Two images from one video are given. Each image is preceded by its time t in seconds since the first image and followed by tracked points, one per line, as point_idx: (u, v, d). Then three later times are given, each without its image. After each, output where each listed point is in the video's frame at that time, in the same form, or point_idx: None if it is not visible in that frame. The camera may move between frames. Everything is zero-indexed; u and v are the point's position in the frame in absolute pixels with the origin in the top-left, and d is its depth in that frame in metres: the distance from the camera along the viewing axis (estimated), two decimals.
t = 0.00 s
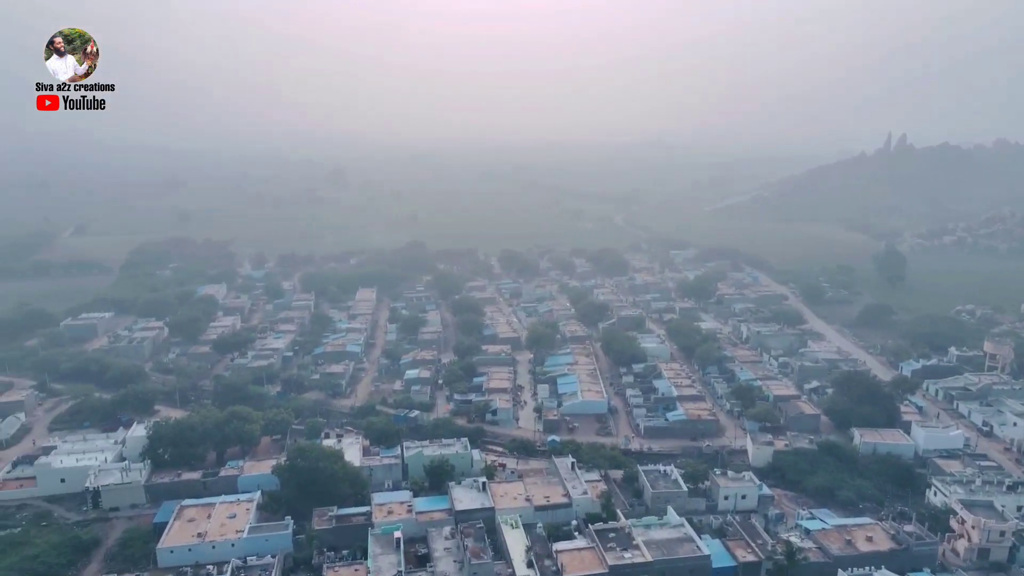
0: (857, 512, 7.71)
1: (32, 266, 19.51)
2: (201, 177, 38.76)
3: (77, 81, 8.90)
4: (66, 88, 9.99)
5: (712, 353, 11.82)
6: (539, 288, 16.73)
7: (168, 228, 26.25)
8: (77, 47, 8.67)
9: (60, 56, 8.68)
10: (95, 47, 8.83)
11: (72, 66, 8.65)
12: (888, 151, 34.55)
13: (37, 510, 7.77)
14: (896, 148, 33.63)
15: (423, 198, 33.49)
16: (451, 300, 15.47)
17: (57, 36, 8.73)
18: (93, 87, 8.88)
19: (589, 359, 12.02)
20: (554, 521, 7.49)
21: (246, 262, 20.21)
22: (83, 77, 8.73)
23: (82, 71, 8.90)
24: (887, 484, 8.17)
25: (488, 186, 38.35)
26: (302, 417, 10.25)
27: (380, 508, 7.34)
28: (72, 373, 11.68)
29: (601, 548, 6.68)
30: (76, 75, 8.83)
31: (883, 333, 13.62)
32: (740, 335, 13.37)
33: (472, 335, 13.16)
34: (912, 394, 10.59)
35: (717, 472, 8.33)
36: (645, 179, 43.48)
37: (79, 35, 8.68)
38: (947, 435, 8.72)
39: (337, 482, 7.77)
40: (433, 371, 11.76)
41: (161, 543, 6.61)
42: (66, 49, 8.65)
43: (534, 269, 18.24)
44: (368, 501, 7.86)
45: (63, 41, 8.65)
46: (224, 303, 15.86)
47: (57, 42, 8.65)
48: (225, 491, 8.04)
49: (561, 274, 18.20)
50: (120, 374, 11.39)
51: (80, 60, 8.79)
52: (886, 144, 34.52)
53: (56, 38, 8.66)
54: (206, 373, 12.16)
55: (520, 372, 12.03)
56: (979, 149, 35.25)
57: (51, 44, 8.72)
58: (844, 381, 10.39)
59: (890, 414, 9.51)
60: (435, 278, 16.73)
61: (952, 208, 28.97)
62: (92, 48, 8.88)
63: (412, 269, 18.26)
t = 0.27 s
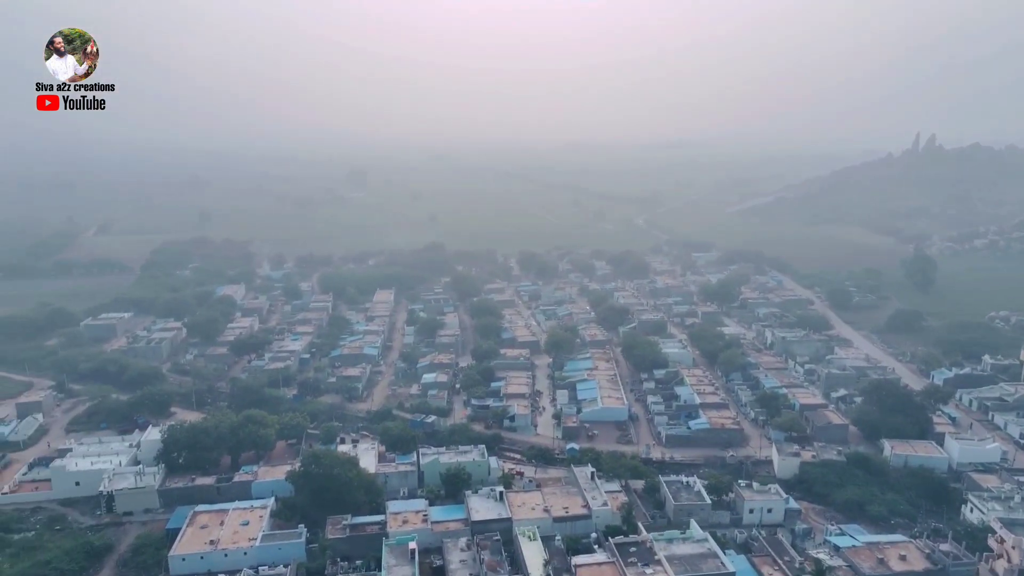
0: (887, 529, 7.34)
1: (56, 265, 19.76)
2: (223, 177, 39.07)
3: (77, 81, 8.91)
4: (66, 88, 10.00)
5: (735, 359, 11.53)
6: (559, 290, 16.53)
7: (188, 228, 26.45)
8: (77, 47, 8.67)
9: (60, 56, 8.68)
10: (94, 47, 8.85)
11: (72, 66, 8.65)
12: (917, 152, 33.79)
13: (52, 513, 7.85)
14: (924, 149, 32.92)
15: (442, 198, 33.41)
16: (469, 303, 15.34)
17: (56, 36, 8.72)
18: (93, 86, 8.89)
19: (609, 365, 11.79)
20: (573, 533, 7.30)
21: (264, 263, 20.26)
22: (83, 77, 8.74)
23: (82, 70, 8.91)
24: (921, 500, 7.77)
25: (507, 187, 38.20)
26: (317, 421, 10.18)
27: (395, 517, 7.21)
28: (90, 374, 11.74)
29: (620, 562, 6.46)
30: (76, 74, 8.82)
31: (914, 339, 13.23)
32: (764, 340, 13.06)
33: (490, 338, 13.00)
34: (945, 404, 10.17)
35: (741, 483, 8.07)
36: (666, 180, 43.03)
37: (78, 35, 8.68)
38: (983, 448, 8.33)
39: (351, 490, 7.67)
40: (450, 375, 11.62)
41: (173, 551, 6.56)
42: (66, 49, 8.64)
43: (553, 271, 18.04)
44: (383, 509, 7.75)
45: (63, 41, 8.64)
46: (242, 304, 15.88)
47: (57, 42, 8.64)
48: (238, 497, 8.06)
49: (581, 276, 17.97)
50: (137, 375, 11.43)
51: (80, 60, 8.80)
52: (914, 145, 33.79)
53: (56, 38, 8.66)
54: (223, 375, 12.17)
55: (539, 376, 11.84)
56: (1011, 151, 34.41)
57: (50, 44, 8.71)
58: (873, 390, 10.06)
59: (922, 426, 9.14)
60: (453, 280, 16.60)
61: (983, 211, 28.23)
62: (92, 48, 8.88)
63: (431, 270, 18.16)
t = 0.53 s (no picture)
0: (897, 541, 7.12)
1: (52, 266, 19.54)
2: (222, 176, 38.86)
3: (77, 82, 8.68)
4: (66, 88, 9.76)
5: (740, 363, 11.34)
6: (560, 293, 16.35)
7: (186, 228, 26.24)
8: (77, 47, 8.44)
9: (59, 56, 8.44)
10: (95, 47, 8.61)
11: (72, 66, 8.42)
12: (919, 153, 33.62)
13: (42, 523, 7.71)
14: (927, 149, 32.77)
15: (442, 198, 33.23)
16: (469, 306, 15.17)
17: (56, 35, 8.48)
18: (93, 87, 8.65)
19: (611, 369, 11.61)
20: (575, 544, 7.12)
21: (262, 264, 20.08)
22: (83, 78, 8.50)
23: (82, 71, 8.68)
24: (931, 509, 7.58)
25: (508, 187, 38.03)
26: (314, 427, 10.11)
27: (392, 528, 7.02)
28: (84, 378, 11.54)
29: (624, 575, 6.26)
30: (76, 75, 8.57)
31: (920, 344, 13.06)
32: (768, 344, 12.88)
33: (490, 342, 12.81)
34: (954, 409, 9.98)
35: (746, 492, 7.87)
36: (667, 180, 42.85)
37: (78, 36, 8.43)
38: (995, 455, 8.13)
39: (348, 500, 7.49)
40: (450, 380, 11.44)
41: (163, 564, 6.39)
42: (66, 49, 8.40)
43: (554, 273, 17.86)
44: (380, 519, 7.58)
45: (64, 41, 8.40)
46: (239, 306, 15.69)
47: (56, 42, 8.40)
48: (231, 506, 7.90)
49: (582, 279, 17.79)
50: (132, 380, 11.26)
51: (80, 60, 8.56)
52: (917, 145, 33.64)
53: (56, 38, 8.42)
54: (218, 379, 12.00)
55: (540, 381, 11.66)
56: (1013, 151, 34.27)
57: (50, 44, 8.48)
58: (881, 396, 9.86)
59: (932, 433, 8.91)
60: (453, 282, 16.42)
61: (987, 212, 28.06)
62: (93, 49, 8.64)
63: (430, 272, 17.99)
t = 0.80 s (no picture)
0: (906, 552, 6.94)
1: (46, 268, 19.32)
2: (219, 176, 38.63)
3: (77, 82, 8.54)
4: (67, 88, 9.62)
5: (742, 367, 11.18)
6: (559, 295, 16.18)
7: (183, 230, 26.05)
8: (77, 47, 8.29)
9: (59, 56, 8.30)
10: (95, 47, 8.46)
11: (72, 66, 8.27)
12: (920, 153, 33.51)
13: (29, 534, 7.53)
14: (928, 149, 32.65)
15: (441, 199, 33.04)
16: (468, 308, 15.00)
17: (57, 35, 8.35)
18: (93, 88, 8.50)
19: (611, 373, 11.44)
20: (576, 556, 6.94)
21: (259, 266, 19.90)
22: (83, 78, 8.35)
23: (82, 71, 8.53)
24: (940, 519, 7.41)
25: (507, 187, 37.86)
26: (309, 434, 9.93)
27: (388, 539, 6.85)
28: (75, 383, 11.34)
29: None
30: (76, 75, 8.41)
31: (925, 346, 12.91)
32: (771, 348, 12.71)
33: (489, 345, 12.63)
34: (960, 415, 9.82)
35: (751, 500, 7.70)
36: (666, 181, 42.72)
37: (78, 36, 8.28)
38: (1004, 463, 7.97)
39: (342, 510, 7.30)
40: (448, 385, 11.27)
41: None
42: (66, 49, 8.27)
43: (553, 274, 17.69)
44: (376, 529, 7.40)
45: (63, 41, 8.26)
46: (235, 309, 15.50)
47: (56, 42, 8.27)
48: (223, 516, 7.73)
49: (581, 280, 17.61)
50: (124, 385, 11.08)
51: (80, 60, 8.42)
52: (917, 146, 33.52)
53: (56, 38, 8.29)
54: (212, 384, 11.82)
55: (539, 386, 11.50)
56: (1014, 151, 34.18)
57: (50, 43, 8.34)
58: (886, 401, 9.69)
59: (939, 440, 8.74)
60: (451, 284, 16.25)
61: (988, 212, 27.93)
62: (93, 49, 8.50)
63: (429, 273, 17.81)
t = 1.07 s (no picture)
0: (898, 558, 6.84)
1: (20, 271, 18.84)
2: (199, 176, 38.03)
3: (77, 82, 8.29)
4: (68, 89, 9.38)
5: (730, 370, 11.08)
6: (545, 296, 16.02)
7: (162, 232, 25.58)
8: (78, 47, 8.05)
9: (60, 56, 8.07)
10: (95, 47, 8.21)
11: (72, 67, 8.03)
12: (903, 154, 33.78)
13: None
14: (910, 150, 32.95)
15: (426, 200, 32.79)
16: (453, 311, 14.80)
17: (56, 35, 8.11)
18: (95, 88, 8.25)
19: (598, 377, 11.29)
20: (564, 566, 6.78)
21: (240, 269, 19.55)
22: (83, 79, 8.10)
23: (83, 71, 8.28)
24: (931, 523, 7.33)
25: (492, 187, 37.67)
26: (290, 442, 9.71)
27: (371, 553, 6.64)
28: (48, 391, 10.99)
29: None
30: (76, 76, 8.17)
31: (911, 347, 12.90)
32: (758, 350, 12.64)
33: (474, 349, 12.44)
34: (948, 417, 9.78)
35: (741, 507, 7.59)
36: (651, 181, 42.75)
37: (78, 35, 8.05)
38: (993, 466, 7.90)
39: (323, 522, 7.08)
40: (432, 390, 11.07)
41: None
42: (66, 49, 8.03)
43: (539, 276, 17.53)
44: (358, 541, 7.19)
45: (63, 41, 8.03)
46: (214, 312, 15.17)
47: (56, 42, 8.04)
48: (200, 530, 7.49)
49: (567, 282, 17.47)
50: (99, 393, 10.76)
51: (80, 60, 8.17)
52: (900, 146, 33.82)
53: (56, 37, 8.06)
54: (190, 391, 11.53)
55: (525, 390, 11.32)
56: (994, 151, 34.62)
57: (50, 43, 8.10)
58: (874, 403, 9.63)
59: (928, 443, 8.67)
60: (435, 286, 16.04)
61: (970, 212, 28.19)
62: (93, 48, 8.25)
63: (413, 275, 17.58)
